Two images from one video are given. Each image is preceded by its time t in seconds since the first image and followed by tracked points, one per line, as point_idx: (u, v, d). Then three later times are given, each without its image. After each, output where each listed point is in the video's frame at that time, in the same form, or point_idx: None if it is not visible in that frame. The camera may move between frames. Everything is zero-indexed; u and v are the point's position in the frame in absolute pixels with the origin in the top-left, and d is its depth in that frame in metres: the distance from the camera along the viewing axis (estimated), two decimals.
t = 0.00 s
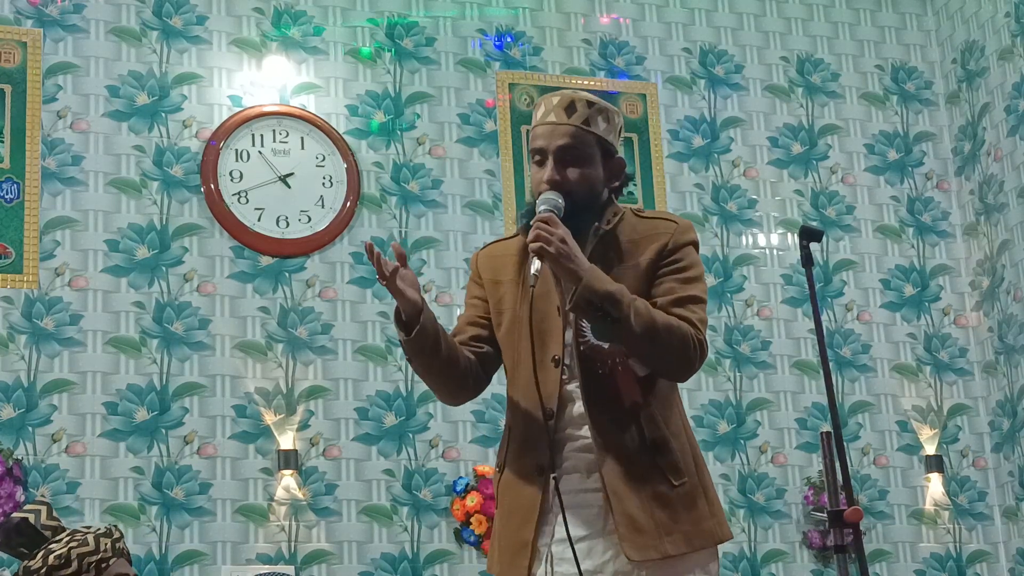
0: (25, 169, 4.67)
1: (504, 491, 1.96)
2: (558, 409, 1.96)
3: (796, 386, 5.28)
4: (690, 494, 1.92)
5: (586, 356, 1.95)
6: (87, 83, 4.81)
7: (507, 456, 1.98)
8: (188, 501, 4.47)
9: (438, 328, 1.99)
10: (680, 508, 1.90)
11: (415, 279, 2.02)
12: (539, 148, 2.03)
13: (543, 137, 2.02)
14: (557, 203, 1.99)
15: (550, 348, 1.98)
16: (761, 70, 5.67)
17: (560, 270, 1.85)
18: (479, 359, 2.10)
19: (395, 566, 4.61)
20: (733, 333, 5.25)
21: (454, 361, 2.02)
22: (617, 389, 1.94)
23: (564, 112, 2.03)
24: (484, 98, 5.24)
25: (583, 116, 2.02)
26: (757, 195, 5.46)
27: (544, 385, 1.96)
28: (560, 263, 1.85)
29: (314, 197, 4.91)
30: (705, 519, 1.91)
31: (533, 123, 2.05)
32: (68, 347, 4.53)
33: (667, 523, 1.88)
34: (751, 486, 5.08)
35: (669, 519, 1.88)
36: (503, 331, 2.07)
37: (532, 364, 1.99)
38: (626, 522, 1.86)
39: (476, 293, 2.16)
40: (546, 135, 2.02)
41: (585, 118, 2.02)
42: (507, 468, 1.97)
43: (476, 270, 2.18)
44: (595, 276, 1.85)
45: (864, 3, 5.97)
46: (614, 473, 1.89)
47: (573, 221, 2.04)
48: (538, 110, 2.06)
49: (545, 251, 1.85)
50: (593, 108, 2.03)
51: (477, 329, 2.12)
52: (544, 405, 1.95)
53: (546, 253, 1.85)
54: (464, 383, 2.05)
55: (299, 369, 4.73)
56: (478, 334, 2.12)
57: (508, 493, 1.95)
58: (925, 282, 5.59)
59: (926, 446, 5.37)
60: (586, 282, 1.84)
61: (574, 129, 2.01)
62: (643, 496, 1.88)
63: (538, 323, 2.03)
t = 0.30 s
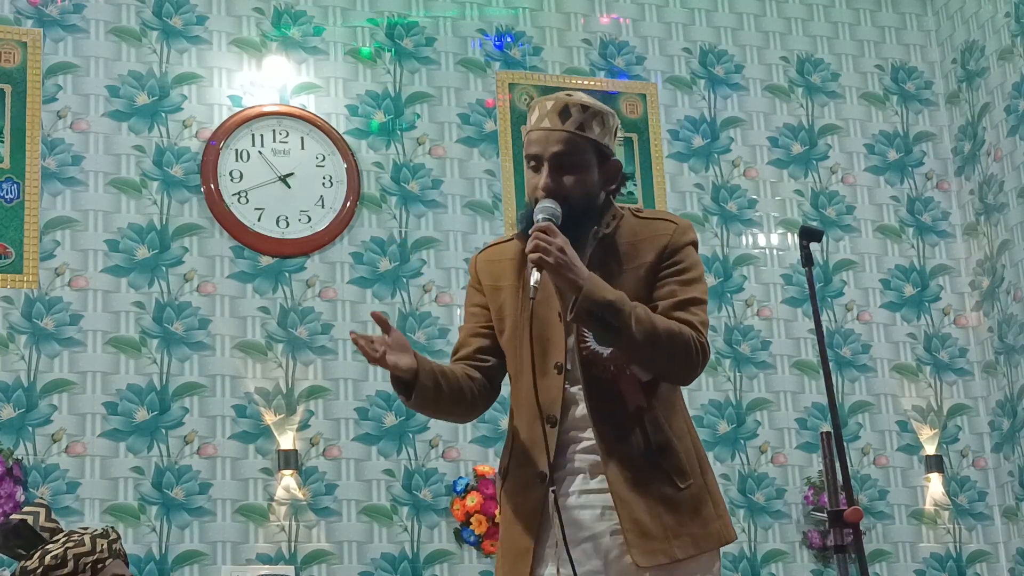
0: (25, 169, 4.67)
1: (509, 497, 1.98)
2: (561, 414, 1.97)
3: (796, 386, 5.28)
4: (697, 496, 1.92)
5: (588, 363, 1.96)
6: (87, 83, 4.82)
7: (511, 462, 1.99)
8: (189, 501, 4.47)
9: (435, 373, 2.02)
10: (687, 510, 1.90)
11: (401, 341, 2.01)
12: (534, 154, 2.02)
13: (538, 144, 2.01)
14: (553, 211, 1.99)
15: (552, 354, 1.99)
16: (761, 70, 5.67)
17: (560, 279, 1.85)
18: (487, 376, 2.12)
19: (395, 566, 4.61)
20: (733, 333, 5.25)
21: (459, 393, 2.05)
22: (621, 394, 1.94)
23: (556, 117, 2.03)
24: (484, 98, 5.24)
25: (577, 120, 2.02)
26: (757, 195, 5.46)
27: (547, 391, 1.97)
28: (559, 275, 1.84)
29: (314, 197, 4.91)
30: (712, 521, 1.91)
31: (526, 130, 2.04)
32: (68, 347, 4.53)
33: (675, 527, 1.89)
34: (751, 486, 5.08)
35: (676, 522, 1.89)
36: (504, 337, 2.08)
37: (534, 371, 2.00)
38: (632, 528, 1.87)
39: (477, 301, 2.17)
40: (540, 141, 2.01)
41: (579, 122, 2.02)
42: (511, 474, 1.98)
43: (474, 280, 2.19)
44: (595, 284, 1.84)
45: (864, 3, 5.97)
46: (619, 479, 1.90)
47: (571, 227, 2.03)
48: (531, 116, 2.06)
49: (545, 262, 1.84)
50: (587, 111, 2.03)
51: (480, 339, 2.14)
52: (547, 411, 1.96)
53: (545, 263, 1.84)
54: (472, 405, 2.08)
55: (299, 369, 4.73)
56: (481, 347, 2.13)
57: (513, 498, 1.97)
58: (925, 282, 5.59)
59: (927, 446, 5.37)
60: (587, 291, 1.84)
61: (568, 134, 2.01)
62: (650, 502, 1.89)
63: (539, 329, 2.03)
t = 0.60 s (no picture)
0: (25, 169, 4.67)
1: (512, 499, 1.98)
2: (563, 416, 1.97)
3: (796, 386, 5.28)
4: (699, 497, 1.92)
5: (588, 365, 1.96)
6: (87, 83, 4.82)
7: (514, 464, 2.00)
8: (188, 501, 4.47)
9: (436, 384, 2.04)
10: (689, 511, 1.90)
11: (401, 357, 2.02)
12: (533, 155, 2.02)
13: (536, 147, 2.01)
14: (552, 213, 1.99)
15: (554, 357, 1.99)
16: (761, 70, 5.67)
17: (559, 282, 1.86)
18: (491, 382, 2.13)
19: (395, 566, 4.61)
20: (733, 333, 5.25)
21: (462, 401, 2.07)
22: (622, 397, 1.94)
23: (555, 119, 2.03)
24: (484, 98, 5.24)
25: (575, 122, 2.02)
26: (756, 195, 5.46)
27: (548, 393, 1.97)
28: (559, 278, 1.86)
29: (314, 197, 4.91)
30: (716, 522, 1.91)
31: (524, 133, 2.05)
32: (68, 347, 4.53)
33: (678, 529, 1.89)
34: (751, 486, 5.08)
35: (679, 523, 1.89)
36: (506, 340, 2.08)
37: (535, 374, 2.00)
38: (636, 530, 1.87)
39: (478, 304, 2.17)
40: (538, 142, 2.02)
41: (578, 125, 2.02)
42: (514, 476, 1.99)
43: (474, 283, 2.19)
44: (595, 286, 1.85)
45: (864, 3, 5.97)
46: (622, 480, 1.90)
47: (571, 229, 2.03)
48: (531, 117, 2.06)
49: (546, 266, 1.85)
50: (585, 114, 2.03)
51: (482, 343, 2.14)
52: (547, 414, 1.96)
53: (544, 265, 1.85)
54: (477, 409, 2.09)
55: (299, 369, 4.73)
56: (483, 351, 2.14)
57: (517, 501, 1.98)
58: (925, 282, 5.59)
59: (927, 446, 5.37)
60: (588, 294, 1.84)
61: (566, 136, 2.01)
62: (653, 504, 1.89)
63: (540, 331, 2.04)
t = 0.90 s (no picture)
0: (25, 170, 4.67)
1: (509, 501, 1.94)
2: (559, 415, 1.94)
3: (796, 386, 5.28)
4: (696, 496, 1.88)
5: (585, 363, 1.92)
6: (87, 83, 4.81)
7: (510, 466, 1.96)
8: (189, 501, 4.47)
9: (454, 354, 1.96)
10: (684, 511, 1.86)
11: (435, 313, 1.93)
12: (536, 154, 2.02)
13: (540, 146, 2.01)
14: (547, 212, 1.99)
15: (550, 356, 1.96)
16: (761, 70, 5.67)
17: (553, 277, 1.85)
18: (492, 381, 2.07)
19: (395, 566, 4.61)
20: (733, 333, 5.25)
21: (470, 382, 1.98)
22: (619, 394, 1.90)
23: (559, 120, 2.02)
24: (484, 98, 5.24)
25: (579, 124, 2.01)
26: (756, 195, 5.47)
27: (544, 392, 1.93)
28: (552, 274, 1.85)
29: (314, 197, 4.91)
30: (711, 522, 1.87)
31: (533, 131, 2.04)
32: (68, 347, 4.53)
33: (673, 528, 1.84)
34: (751, 486, 5.08)
35: (675, 523, 1.85)
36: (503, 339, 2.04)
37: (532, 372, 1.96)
38: (631, 528, 1.83)
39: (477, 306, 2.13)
40: (541, 142, 2.02)
41: (583, 127, 2.01)
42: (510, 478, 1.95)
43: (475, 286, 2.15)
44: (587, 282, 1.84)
45: (864, 3, 5.97)
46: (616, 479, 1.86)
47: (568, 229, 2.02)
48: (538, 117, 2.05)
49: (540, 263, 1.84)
50: (592, 118, 2.01)
51: (482, 344, 2.09)
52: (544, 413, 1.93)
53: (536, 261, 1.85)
54: (482, 402, 2.01)
55: (299, 369, 4.73)
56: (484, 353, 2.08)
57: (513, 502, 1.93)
58: (925, 282, 5.59)
59: (927, 446, 5.37)
60: (580, 291, 1.84)
61: (569, 137, 2.00)
62: (648, 502, 1.85)
63: (536, 330, 2.00)
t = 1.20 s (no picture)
0: (25, 169, 4.67)
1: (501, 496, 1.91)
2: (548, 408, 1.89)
3: (796, 386, 5.28)
4: (676, 493, 1.83)
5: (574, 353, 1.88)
6: (87, 83, 4.82)
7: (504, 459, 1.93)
8: (188, 501, 4.47)
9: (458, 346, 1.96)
10: (665, 507, 1.82)
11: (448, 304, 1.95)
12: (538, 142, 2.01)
13: (540, 134, 2.01)
14: (545, 194, 1.97)
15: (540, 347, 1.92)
16: (761, 70, 5.67)
17: (539, 251, 1.83)
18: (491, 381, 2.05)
19: (395, 566, 4.61)
20: (733, 333, 5.25)
21: (468, 374, 1.98)
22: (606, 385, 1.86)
23: (561, 111, 2.01)
24: (484, 98, 5.24)
25: (579, 114, 2.00)
26: (757, 195, 5.47)
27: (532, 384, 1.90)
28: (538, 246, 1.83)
29: (314, 197, 4.91)
30: (690, 520, 1.82)
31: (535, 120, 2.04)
32: (68, 347, 4.53)
33: (648, 524, 1.80)
34: (751, 486, 5.08)
35: (653, 519, 1.81)
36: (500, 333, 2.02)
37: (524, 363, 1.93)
38: (604, 522, 1.80)
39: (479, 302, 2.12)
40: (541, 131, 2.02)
41: (582, 115, 2.01)
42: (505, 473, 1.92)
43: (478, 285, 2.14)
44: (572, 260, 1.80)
45: (864, 3, 5.97)
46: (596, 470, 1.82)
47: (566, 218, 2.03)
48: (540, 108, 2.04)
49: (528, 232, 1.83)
50: (591, 106, 2.01)
51: (481, 344, 2.08)
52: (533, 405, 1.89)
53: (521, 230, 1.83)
54: (477, 395, 2.01)
55: (299, 369, 4.73)
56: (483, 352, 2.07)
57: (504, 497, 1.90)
58: (925, 282, 5.59)
59: (927, 446, 5.37)
60: (563, 265, 1.81)
61: (569, 126, 1.99)
62: (625, 496, 1.81)
63: (528, 321, 1.97)
